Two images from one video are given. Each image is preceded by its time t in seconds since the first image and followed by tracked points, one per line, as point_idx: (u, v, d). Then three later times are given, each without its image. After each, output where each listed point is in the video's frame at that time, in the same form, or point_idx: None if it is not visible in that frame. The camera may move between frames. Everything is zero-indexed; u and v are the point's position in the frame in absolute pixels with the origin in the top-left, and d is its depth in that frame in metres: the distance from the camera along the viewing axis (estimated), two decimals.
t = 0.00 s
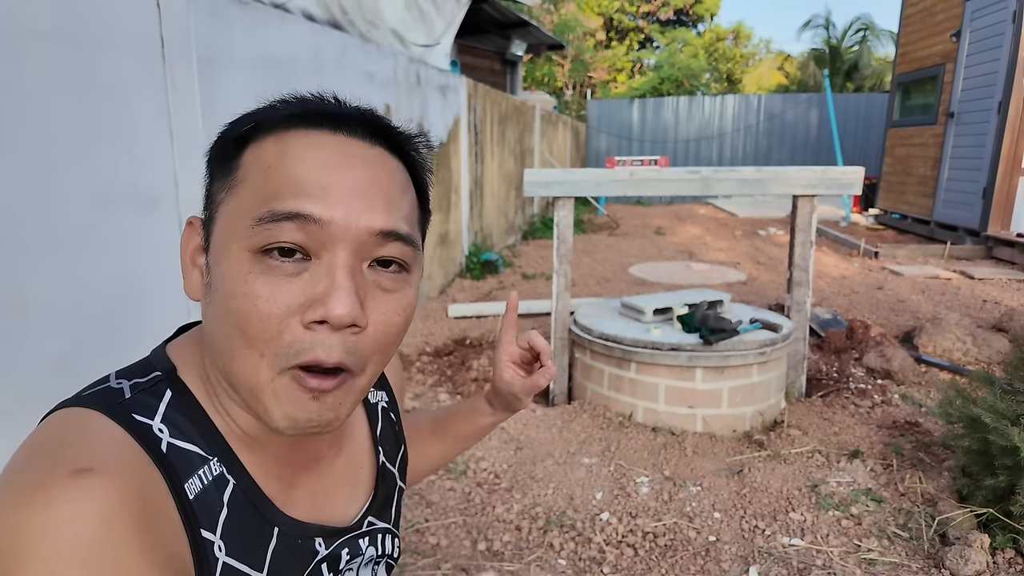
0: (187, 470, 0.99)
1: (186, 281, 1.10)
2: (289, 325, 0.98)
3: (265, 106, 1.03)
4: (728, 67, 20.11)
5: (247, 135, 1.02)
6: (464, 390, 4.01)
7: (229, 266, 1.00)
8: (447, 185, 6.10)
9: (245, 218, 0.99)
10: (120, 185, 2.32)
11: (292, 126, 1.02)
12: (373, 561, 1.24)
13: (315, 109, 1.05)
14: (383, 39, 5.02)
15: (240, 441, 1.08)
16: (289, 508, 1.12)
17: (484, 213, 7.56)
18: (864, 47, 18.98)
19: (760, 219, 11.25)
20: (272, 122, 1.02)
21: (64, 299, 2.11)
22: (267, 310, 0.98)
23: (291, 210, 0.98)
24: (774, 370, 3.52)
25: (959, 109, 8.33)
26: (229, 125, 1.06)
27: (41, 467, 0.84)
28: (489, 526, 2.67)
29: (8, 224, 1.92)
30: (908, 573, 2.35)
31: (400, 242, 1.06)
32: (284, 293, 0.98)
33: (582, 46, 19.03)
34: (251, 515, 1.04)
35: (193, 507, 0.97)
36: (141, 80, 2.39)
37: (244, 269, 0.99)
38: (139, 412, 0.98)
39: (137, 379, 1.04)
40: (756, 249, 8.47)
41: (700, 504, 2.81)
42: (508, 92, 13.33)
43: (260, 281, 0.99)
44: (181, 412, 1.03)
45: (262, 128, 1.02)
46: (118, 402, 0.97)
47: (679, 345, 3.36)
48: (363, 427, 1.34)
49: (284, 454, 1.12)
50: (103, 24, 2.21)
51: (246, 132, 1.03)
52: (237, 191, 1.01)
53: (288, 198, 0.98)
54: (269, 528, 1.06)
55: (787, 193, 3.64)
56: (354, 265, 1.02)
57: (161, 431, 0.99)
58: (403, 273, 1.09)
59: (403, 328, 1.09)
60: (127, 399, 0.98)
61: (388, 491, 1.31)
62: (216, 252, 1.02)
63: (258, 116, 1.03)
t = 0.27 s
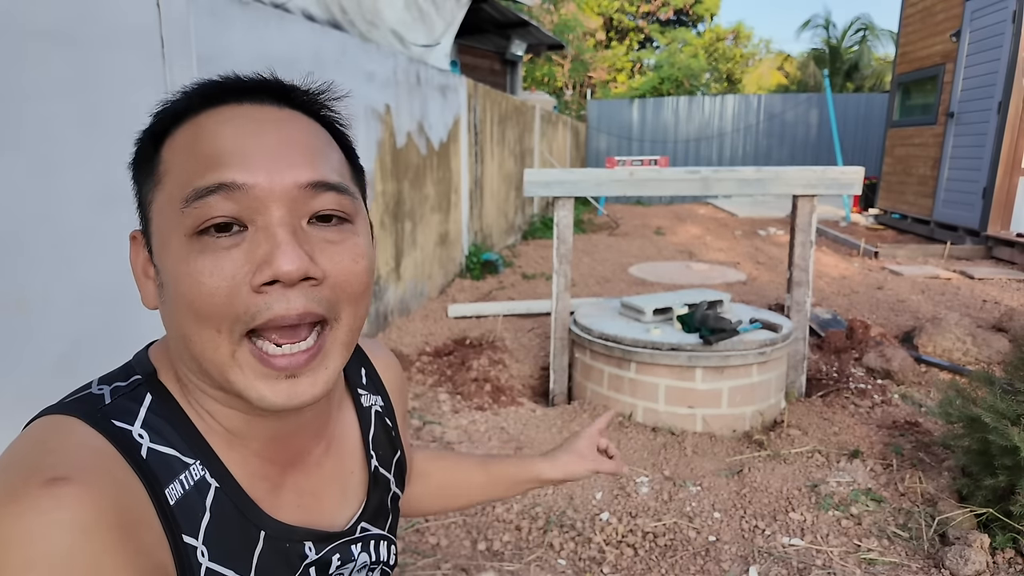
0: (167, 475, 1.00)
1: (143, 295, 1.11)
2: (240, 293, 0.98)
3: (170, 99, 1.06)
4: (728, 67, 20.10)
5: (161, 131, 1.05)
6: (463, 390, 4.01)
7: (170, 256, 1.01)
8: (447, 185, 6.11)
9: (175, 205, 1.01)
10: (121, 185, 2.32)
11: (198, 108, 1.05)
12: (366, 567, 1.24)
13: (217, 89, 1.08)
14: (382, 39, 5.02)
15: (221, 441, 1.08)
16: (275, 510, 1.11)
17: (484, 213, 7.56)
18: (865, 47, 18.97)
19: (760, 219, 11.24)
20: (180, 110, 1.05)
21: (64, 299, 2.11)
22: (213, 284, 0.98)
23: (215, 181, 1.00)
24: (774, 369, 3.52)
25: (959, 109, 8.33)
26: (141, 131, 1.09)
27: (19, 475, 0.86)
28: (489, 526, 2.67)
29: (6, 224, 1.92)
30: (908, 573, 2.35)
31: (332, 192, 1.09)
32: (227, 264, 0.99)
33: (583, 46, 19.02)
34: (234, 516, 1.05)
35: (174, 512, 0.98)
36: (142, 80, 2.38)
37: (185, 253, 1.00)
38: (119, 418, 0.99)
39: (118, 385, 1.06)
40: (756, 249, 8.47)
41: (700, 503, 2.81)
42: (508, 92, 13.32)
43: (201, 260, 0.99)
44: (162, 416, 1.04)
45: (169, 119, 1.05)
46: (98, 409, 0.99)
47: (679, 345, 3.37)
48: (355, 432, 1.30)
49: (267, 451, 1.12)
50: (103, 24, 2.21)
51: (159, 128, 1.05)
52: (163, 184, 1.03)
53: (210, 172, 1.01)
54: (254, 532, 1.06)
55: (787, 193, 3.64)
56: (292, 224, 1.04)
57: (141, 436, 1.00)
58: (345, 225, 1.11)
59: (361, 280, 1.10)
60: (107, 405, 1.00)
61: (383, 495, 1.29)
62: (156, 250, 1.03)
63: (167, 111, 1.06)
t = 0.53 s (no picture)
0: (169, 468, 0.99)
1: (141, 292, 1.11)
2: (240, 282, 0.99)
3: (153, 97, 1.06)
4: (728, 67, 20.09)
5: (147, 129, 1.05)
6: (463, 390, 4.01)
7: (167, 249, 1.00)
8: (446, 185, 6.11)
9: (167, 199, 1.01)
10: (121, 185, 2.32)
11: (182, 102, 1.05)
12: (366, 562, 1.23)
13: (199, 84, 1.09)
14: (382, 39, 5.03)
15: (221, 433, 1.08)
16: (275, 503, 1.10)
17: (484, 213, 7.56)
18: (865, 48, 18.97)
19: (760, 219, 11.24)
20: (163, 106, 1.05)
21: (64, 299, 2.11)
22: (212, 274, 0.98)
23: (206, 173, 1.00)
24: (774, 370, 3.52)
25: (959, 109, 8.33)
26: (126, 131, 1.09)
27: (22, 471, 0.86)
28: (489, 526, 2.67)
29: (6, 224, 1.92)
30: (908, 573, 2.35)
31: (321, 177, 1.09)
32: (225, 255, 0.99)
33: (583, 46, 19.02)
34: (236, 509, 1.04)
35: (176, 506, 0.97)
36: (142, 79, 2.38)
37: (180, 246, 1.00)
38: (121, 412, 0.99)
39: (119, 380, 1.05)
40: (756, 249, 8.47)
41: (700, 503, 2.81)
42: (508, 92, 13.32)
43: (198, 251, 0.99)
44: (163, 410, 1.03)
45: (154, 116, 1.05)
46: (100, 404, 0.99)
47: (679, 345, 3.36)
48: (354, 427, 1.31)
49: (265, 442, 1.11)
50: (102, 24, 2.21)
51: (144, 127, 1.05)
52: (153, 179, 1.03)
53: (199, 164, 1.01)
54: (256, 524, 1.05)
55: (787, 193, 3.64)
56: (283, 211, 1.04)
57: (143, 430, 0.99)
58: (337, 211, 1.12)
59: (356, 263, 1.11)
60: (109, 400, 1.00)
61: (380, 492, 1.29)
62: (152, 246, 1.03)
63: (151, 108, 1.06)
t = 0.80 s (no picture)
0: (162, 469, 0.99)
1: (151, 287, 1.07)
2: (293, 292, 0.99)
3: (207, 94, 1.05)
4: (728, 67, 20.08)
5: (195, 125, 1.04)
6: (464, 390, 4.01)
7: (216, 251, 0.99)
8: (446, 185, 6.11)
9: (221, 200, 1.00)
10: (121, 185, 2.32)
11: (238, 105, 1.04)
12: (362, 560, 1.24)
13: (252, 89, 1.08)
14: (382, 39, 5.03)
15: (217, 434, 1.08)
16: (270, 502, 1.10)
17: (484, 213, 7.56)
18: (864, 47, 18.97)
19: (760, 219, 11.24)
20: (218, 106, 1.04)
21: (64, 299, 2.11)
22: (267, 282, 0.98)
23: (267, 179, 1.00)
24: (774, 369, 3.52)
25: (959, 109, 8.33)
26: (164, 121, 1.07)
27: (15, 473, 0.86)
28: (489, 526, 2.67)
29: (6, 223, 1.92)
30: (908, 573, 2.35)
31: (369, 196, 1.11)
32: (282, 264, 0.99)
33: (582, 46, 19.02)
34: (230, 509, 1.04)
35: (169, 506, 0.98)
36: (142, 79, 2.38)
37: (233, 250, 0.99)
38: (113, 413, 0.99)
39: (112, 381, 1.05)
40: (756, 249, 8.47)
41: (700, 503, 2.81)
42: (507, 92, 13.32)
43: (252, 257, 0.99)
44: (156, 410, 1.03)
45: (210, 114, 1.04)
46: (93, 405, 0.99)
47: (679, 345, 3.36)
48: (349, 425, 1.30)
49: (263, 444, 1.11)
50: (102, 24, 2.21)
51: (194, 121, 1.04)
52: (202, 177, 1.01)
53: (259, 169, 1.00)
54: (250, 524, 1.05)
55: (788, 193, 3.64)
56: (336, 225, 1.05)
57: (136, 432, 1.00)
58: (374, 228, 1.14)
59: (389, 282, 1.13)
60: (101, 401, 1.00)
61: (377, 491, 1.29)
62: (193, 244, 1.01)
63: (204, 104, 1.05)
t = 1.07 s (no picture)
0: (150, 477, 0.99)
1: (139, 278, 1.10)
2: (259, 297, 0.99)
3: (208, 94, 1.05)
4: (728, 67, 20.09)
5: (191, 123, 1.05)
6: (463, 390, 4.01)
7: (189, 249, 1.01)
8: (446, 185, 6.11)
9: (200, 200, 1.01)
10: (120, 185, 2.32)
11: (237, 109, 1.05)
12: (357, 568, 1.22)
13: (256, 91, 1.08)
14: (382, 39, 5.03)
15: (205, 441, 1.07)
16: (258, 509, 1.10)
17: (484, 213, 7.56)
18: (864, 47, 18.99)
19: (760, 219, 11.25)
20: (217, 107, 1.05)
21: (63, 300, 2.11)
22: (232, 286, 0.99)
23: (247, 186, 1.00)
24: (774, 369, 3.52)
25: (959, 109, 8.33)
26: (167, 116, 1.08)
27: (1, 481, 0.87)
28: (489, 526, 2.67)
29: (7, 224, 1.92)
30: (908, 573, 2.35)
31: (354, 212, 1.10)
32: (250, 268, 1.00)
33: (583, 46, 19.03)
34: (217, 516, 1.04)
35: (157, 514, 0.97)
36: (141, 80, 2.38)
37: (205, 250, 1.00)
38: (101, 421, 0.99)
39: (101, 388, 1.05)
40: (756, 249, 8.48)
41: (700, 503, 2.81)
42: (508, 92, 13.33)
43: (223, 259, 1.00)
44: (143, 418, 1.03)
45: (207, 114, 1.04)
46: (80, 413, 0.99)
47: (679, 345, 3.37)
48: (341, 430, 1.28)
49: (252, 450, 1.11)
50: (102, 24, 2.21)
51: (190, 120, 1.05)
52: (186, 175, 1.03)
53: (242, 175, 1.01)
54: (239, 531, 1.05)
55: (787, 193, 3.64)
56: (315, 237, 1.04)
57: (124, 439, 1.00)
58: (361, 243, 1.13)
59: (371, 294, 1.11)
60: (89, 409, 1.00)
61: (371, 498, 1.27)
62: (171, 239, 1.03)
63: (203, 104, 1.05)
